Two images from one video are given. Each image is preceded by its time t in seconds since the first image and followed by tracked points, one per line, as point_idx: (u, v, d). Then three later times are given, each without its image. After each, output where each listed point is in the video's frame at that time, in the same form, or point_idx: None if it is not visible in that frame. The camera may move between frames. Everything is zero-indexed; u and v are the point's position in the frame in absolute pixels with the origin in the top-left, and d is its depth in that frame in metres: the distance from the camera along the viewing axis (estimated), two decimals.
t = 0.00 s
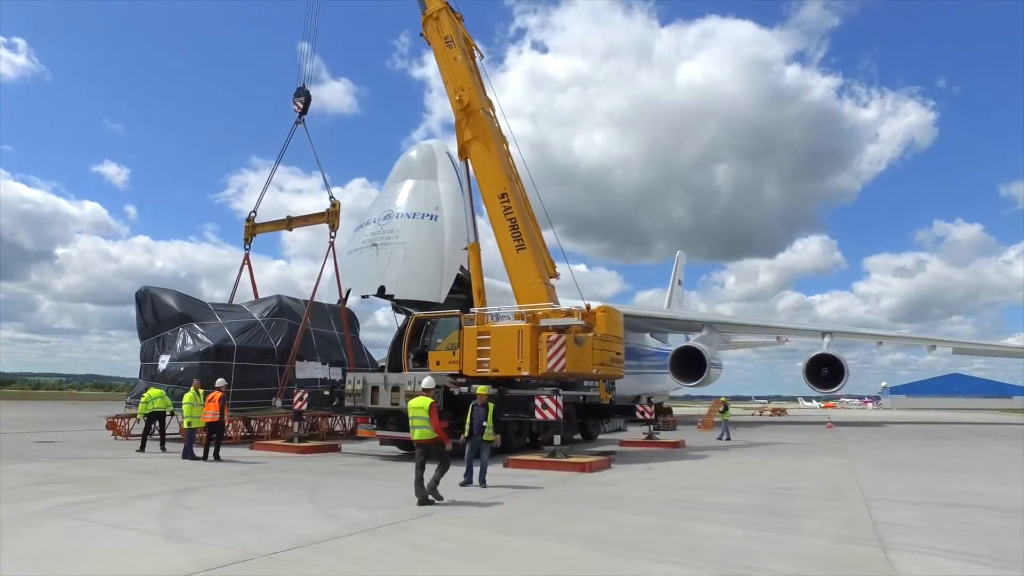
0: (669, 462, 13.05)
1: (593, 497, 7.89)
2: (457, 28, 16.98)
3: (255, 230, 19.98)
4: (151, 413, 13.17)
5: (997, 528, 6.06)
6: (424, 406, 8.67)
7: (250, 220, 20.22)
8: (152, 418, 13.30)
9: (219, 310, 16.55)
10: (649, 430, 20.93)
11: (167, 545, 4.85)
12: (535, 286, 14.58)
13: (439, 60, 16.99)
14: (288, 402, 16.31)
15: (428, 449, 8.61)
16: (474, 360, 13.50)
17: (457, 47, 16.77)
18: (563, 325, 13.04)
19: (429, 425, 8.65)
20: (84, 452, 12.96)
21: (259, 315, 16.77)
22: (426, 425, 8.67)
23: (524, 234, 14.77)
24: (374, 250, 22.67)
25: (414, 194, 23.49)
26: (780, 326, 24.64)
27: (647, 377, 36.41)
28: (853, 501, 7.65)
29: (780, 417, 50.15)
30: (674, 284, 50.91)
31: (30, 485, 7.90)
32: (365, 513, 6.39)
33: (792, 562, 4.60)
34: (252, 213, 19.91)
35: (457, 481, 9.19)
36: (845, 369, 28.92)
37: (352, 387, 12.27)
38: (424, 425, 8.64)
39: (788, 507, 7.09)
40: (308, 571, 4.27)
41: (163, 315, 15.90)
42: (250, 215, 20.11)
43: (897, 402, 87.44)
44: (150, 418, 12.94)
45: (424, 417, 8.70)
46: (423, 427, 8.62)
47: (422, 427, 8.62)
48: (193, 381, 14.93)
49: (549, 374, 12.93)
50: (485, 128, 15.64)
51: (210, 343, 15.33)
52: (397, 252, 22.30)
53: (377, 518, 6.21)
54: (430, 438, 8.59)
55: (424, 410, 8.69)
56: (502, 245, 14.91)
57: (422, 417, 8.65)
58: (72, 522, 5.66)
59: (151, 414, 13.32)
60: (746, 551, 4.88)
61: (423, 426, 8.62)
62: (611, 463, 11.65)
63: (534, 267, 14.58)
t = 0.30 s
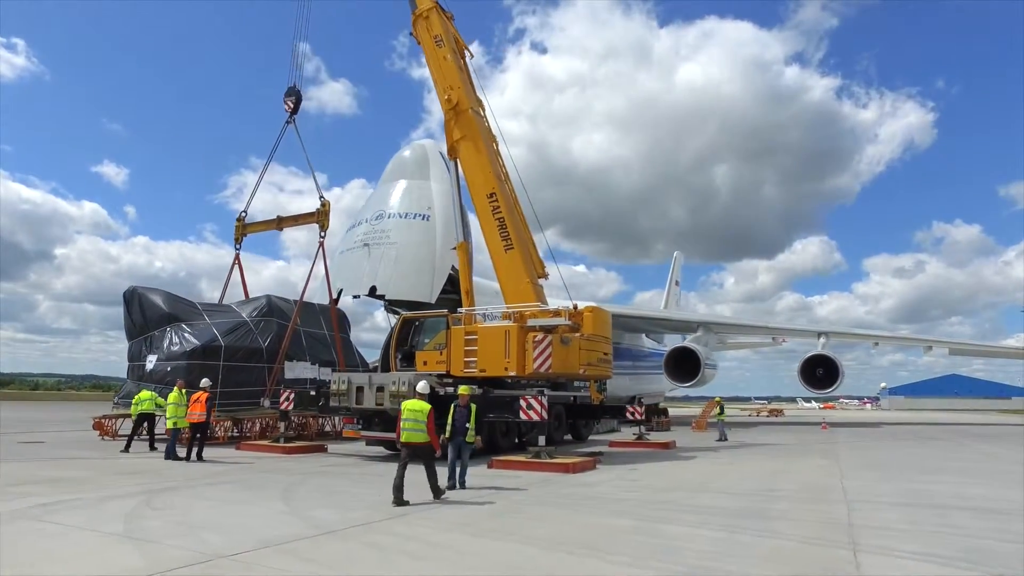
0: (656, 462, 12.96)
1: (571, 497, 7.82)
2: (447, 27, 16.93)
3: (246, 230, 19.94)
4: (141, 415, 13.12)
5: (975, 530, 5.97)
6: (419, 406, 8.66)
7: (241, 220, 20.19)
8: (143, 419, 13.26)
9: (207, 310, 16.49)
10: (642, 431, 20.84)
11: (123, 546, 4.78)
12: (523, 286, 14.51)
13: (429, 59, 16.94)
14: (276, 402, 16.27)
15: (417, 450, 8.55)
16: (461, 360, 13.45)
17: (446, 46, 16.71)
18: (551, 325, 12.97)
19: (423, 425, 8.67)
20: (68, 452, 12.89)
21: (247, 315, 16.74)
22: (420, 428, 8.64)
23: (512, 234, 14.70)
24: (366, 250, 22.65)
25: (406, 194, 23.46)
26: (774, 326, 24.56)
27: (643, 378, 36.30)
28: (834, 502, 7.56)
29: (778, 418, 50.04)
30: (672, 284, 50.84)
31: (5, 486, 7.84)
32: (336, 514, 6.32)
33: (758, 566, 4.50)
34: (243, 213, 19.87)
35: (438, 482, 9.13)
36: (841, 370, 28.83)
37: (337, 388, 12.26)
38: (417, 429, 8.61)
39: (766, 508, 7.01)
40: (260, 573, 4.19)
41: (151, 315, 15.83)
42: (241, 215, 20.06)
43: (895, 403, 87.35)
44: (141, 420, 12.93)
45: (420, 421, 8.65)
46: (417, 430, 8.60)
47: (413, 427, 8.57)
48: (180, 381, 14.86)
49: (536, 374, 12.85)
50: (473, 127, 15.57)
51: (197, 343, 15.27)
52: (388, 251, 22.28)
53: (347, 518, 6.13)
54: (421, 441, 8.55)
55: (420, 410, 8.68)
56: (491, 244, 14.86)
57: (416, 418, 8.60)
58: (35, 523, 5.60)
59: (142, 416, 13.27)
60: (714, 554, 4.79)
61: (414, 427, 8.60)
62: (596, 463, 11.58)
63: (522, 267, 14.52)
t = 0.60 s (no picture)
0: (641, 462, 12.90)
1: (547, 498, 7.75)
2: (436, 25, 16.88)
3: (235, 229, 19.89)
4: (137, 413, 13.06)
5: (950, 531, 5.89)
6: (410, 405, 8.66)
7: (231, 219, 20.13)
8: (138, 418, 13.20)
9: (194, 308, 16.42)
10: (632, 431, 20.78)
11: (80, 546, 4.72)
12: (509, 285, 14.46)
13: (418, 57, 16.89)
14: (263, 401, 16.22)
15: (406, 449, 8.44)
16: (447, 359, 13.39)
17: (435, 45, 16.67)
18: (536, 324, 12.92)
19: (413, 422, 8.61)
20: (51, 452, 12.82)
21: (235, 314, 16.68)
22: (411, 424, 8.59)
23: (499, 232, 14.66)
24: (357, 249, 22.61)
25: (397, 193, 23.43)
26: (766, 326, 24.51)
27: (637, 378, 36.20)
28: (811, 502, 7.50)
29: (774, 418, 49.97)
30: (667, 284, 50.76)
31: None
32: (305, 514, 6.25)
33: (721, 567, 4.43)
34: (232, 211, 19.81)
35: (417, 482, 9.06)
36: (834, 370, 28.78)
37: (320, 387, 12.22)
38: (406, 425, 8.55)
39: (741, 508, 6.95)
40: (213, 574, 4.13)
41: (137, 313, 15.74)
42: (231, 213, 20.02)
43: (893, 403, 87.35)
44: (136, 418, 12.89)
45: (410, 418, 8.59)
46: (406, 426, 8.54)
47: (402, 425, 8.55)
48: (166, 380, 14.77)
49: (522, 374, 12.79)
50: (461, 125, 15.52)
51: (184, 342, 15.19)
52: (379, 251, 22.25)
53: (316, 519, 6.07)
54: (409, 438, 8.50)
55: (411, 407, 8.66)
56: (478, 243, 14.81)
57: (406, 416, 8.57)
58: None
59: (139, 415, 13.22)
60: (679, 556, 4.71)
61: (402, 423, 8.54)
62: (580, 463, 11.51)
63: (508, 266, 14.47)
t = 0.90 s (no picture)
0: (626, 462, 12.84)
1: (523, 498, 7.69)
2: (425, 24, 16.84)
3: (225, 227, 19.85)
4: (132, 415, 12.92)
5: (922, 533, 5.83)
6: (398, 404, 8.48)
7: (220, 218, 20.09)
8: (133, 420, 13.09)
9: (182, 307, 16.35)
10: (623, 431, 20.70)
11: (36, 546, 4.67)
12: (496, 284, 14.41)
13: (406, 56, 16.85)
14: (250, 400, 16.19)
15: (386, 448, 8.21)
16: (433, 358, 13.34)
17: (424, 43, 16.62)
18: (522, 323, 12.86)
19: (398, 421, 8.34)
20: (33, 451, 12.77)
21: (223, 313, 16.63)
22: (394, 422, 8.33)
23: (486, 231, 14.61)
24: (348, 249, 22.56)
25: (389, 192, 23.40)
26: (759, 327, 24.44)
27: (632, 378, 36.12)
28: (788, 503, 7.44)
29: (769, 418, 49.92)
30: (664, 284, 50.71)
31: None
32: (274, 514, 6.20)
33: (680, 569, 4.37)
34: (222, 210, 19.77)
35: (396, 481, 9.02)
36: (828, 370, 28.73)
37: (304, 385, 12.28)
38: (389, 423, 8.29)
39: (716, 508, 6.90)
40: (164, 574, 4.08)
41: (124, 312, 15.67)
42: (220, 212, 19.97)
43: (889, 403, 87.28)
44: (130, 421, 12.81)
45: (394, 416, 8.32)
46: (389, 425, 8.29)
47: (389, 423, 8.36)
48: (153, 379, 14.70)
49: (507, 373, 12.72)
50: (449, 124, 15.47)
51: (170, 341, 15.11)
52: (370, 250, 22.21)
53: (284, 518, 6.02)
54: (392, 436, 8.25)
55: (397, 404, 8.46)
56: (465, 242, 14.77)
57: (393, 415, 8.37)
58: None
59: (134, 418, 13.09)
60: (641, 558, 4.64)
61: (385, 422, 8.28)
62: (564, 463, 11.46)
63: (495, 265, 14.42)
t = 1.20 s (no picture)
0: (612, 463, 12.76)
1: (500, 498, 7.63)
2: (414, 23, 16.77)
3: (214, 227, 19.78)
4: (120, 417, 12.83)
5: (894, 534, 5.77)
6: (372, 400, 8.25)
7: (210, 217, 20.03)
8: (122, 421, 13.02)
9: (169, 306, 16.24)
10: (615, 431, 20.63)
11: None
12: (483, 283, 14.35)
13: (395, 55, 16.78)
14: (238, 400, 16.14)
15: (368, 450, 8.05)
16: (419, 358, 13.26)
17: (412, 42, 16.56)
18: (507, 322, 12.80)
19: (378, 420, 8.08)
20: (16, 451, 12.70)
21: (210, 313, 16.56)
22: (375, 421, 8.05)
23: (473, 230, 14.55)
24: (339, 248, 22.49)
25: (380, 192, 23.35)
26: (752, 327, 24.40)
27: (627, 379, 36.03)
28: (766, 503, 7.38)
29: (765, 419, 49.84)
30: (660, 284, 50.67)
31: None
32: (243, 514, 6.15)
33: (641, 571, 4.30)
34: (212, 209, 19.70)
35: (375, 481, 8.97)
36: (822, 371, 28.69)
37: (288, 385, 12.24)
38: (369, 422, 8.05)
39: (692, 509, 6.83)
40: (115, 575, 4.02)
41: (110, 311, 15.57)
42: (210, 211, 19.91)
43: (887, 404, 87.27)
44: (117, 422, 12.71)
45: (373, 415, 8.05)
46: (370, 424, 8.05)
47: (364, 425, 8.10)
48: (139, 378, 14.60)
49: (492, 373, 12.63)
50: (437, 123, 15.41)
51: (155, 340, 15.00)
52: (361, 249, 22.16)
53: (251, 519, 5.95)
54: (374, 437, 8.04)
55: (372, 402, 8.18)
56: (452, 241, 14.70)
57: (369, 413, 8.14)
58: None
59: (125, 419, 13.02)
60: (603, 560, 4.58)
61: (365, 421, 8.05)
62: (548, 463, 11.39)
63: (482, 264, 14.36)
